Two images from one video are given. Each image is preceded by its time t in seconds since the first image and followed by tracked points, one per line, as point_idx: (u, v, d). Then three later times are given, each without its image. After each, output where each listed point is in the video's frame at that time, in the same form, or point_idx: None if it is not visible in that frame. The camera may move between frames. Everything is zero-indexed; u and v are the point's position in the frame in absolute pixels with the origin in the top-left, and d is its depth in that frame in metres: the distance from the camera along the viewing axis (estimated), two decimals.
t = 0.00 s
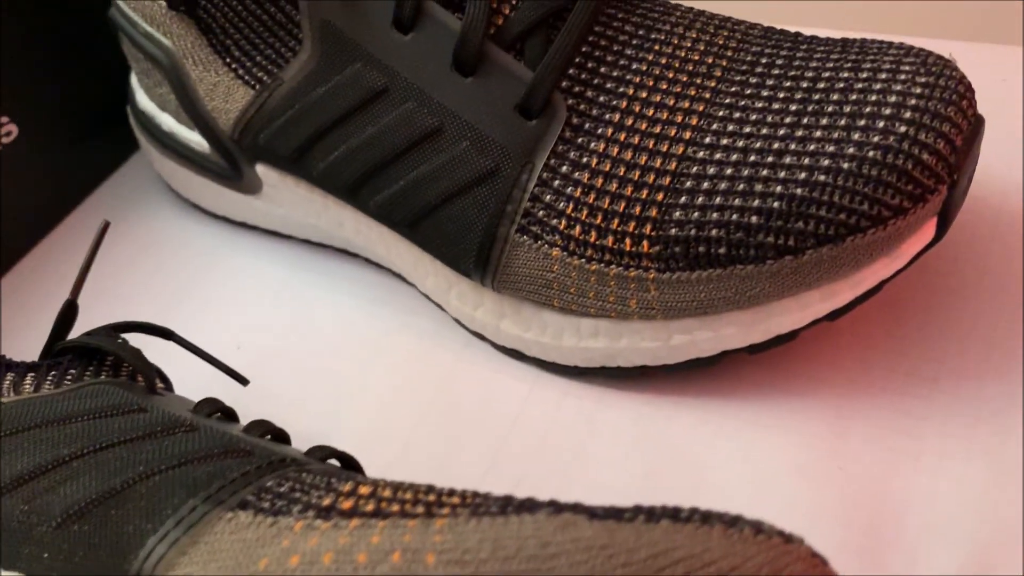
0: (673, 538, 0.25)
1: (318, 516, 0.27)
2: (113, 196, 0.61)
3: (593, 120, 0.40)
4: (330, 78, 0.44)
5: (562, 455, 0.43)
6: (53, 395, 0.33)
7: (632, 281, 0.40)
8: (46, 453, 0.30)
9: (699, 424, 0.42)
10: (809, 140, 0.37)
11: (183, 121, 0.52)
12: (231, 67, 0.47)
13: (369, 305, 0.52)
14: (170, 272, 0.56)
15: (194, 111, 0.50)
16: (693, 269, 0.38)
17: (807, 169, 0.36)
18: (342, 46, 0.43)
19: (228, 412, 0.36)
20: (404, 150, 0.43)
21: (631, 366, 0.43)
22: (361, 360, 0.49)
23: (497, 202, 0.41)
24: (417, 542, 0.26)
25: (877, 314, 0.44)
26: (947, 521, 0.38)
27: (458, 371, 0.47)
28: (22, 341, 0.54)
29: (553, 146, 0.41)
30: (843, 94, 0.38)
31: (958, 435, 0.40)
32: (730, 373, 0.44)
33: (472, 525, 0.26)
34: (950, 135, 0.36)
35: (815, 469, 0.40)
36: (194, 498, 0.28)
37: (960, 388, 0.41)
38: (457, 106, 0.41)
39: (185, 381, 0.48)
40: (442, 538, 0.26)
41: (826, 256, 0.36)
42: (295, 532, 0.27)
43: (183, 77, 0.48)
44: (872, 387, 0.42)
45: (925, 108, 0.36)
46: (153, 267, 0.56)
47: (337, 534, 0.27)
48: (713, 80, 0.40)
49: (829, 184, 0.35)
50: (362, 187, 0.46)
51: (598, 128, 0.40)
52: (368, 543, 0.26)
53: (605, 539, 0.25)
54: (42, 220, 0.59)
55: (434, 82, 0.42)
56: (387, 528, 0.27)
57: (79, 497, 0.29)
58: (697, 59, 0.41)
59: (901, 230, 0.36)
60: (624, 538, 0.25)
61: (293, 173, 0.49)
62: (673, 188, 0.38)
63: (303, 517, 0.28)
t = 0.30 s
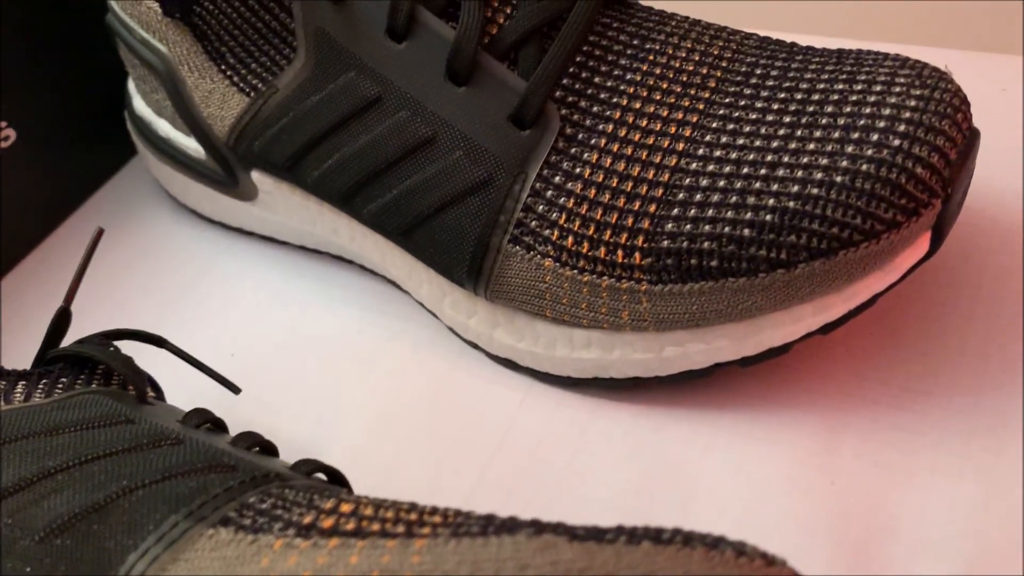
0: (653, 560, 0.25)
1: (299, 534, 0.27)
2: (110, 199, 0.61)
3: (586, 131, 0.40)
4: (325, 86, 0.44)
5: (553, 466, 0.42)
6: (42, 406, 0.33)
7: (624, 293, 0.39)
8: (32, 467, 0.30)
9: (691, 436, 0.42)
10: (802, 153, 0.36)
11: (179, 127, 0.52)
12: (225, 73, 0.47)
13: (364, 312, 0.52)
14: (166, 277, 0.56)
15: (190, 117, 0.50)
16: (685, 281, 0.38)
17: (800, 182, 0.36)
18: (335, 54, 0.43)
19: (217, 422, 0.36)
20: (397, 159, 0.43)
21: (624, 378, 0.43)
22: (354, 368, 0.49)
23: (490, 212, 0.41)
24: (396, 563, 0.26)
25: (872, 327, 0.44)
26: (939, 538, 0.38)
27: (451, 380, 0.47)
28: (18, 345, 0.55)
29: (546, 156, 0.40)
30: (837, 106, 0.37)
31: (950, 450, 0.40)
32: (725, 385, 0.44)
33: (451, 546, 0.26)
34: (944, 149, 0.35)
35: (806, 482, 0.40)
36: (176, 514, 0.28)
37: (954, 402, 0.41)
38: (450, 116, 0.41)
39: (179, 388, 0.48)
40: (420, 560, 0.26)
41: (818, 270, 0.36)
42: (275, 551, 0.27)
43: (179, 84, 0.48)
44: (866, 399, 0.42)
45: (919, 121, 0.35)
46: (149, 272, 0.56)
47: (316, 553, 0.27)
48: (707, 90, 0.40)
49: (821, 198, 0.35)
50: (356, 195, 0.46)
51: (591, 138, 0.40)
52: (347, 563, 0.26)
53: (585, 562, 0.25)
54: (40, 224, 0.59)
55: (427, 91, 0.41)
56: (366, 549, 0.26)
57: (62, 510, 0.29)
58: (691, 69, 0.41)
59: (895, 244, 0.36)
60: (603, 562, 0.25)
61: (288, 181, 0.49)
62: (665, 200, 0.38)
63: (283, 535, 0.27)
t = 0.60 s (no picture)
0: None
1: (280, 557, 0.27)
2: (109, 207, 0.62)
3: (581, 144, 0.40)
4: (320, 97, 0.44)
5: (546, 481, 0.42)
6: (31, 421, 0.33)
7: (617, 308, 0.39)
8: (18, 485, 0.30)
9: (685, 453, 0.42)
10: (796, 170, 0.36)
11: (177, 135, 0.52)
12: (222, 83, 0.47)
13: (359, 322, 0.52)
14: (163, 285, 0.56)
15: (187, 126, 0.50)
16: (678, 297, 0.38)
17: (794, 200, 0.35)
18: (330, 66, 0.43)
19: (208, 436, 0.37)
20: (391, 172, 0.43)
21: (618, 393, 0.43)
22: (348, 380, 0.49)
23: (483, 226, 0.41)
24: None
25: (868, 343, 0.44)
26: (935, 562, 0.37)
27: (445, 393, 0.47)
28: (15, 352, 0.55)
29: (540, 170, 0.40)
30: (833, 122, 0.37)
31: (946, 470, 0.39)
32: (719, 401, 0.43)
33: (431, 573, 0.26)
34: (940, 167, 0.35)
35: (799, 501, 0.39)
36: (159, 534, 0.28)
37: (949, 421, 0.41)
38: (445, 128, 0.41)
39: (174, 398, 0.48)
40: None
41: (811, 288, 0.36)
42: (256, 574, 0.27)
43: (176, 93, 0.48)
44: (861, 417, 0.42)
45: (915, 139, 0.35)
46: (146, 280, 0.56)
47: None
48: (702, 104, 0.40)
49: (815, 216, 0.35)
50: (351, 207, 0.45)
51: (585, 152, 0.40)
52: None
53: None
54: (39, 231, 0.60)
55: (422, 104, 0.41)
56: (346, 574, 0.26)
57: (47, 527, 0.28)
58: (687, 83, 0.40)
59: (889, 263, 0.36)
60: None
61: (284, 191, 0.49)
62: (659, 216, 0.38)
63: (263, 559, 0.27)
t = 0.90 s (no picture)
0: None
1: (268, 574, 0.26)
2: (110, 213, 0.62)
3: (579, 156, 0.40)
4: (319, 107, 0.44)
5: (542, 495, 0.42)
6: (25, 432, 0.33)
7: (613, 321, 0.39)
8: (10, 497, 0.29)
9: (681, 466, 0.42)
10: (794, 184, 0.36)
11: (177, 143, 0.52)
12: (221, 92, 0.47)
13: (357, 331, 0.52)
14: (162, 292, 0.56)
15: (186, 134, 0.49)
16: (675, 310, 0.38)
17: (791, 214, 0.35)
18: (329, 76, 0.43)
19: (203, 448, 0.37)
20: (389, 182, 0.43)
21: (615, 405, 0.43)
22: (345, 388, 0.49)
23: (481, 237, 0.41)
24: None
25: (867, 357, 0.44)
26: None
27: (442, 403, 0.47)
28: (15, 359, 0.55)
29: (538, 181, 0.40)
30: (832, 135, 0.37)
31: (944, 485, 0.39)
32: (717, 414, 0.43)
33: None
34: (939, 182, 0.35)
35: (797, 517, 0.39)
36: (150, 550, 0.27)
37: (947, 436, 0.41)
38: (443, 139, 0.41)
39: (173, 409, 0.49)
40: None
41: (809, 302, 0.36)
42: None
43: (176, 101, 0.48)
44: (859, 430, 0.41)
45: (914, 153, 0.35)
46: (145, 287, 0.56)
47: None
48: (701, 117, 0.40)
49: (813, 230, 0.35)
50: (349, 216, 0.45)
51: (583, 164, 0.40)
52: None
53: None
54: (39, 237, 0.60)
55: (420, 114, 0.41)
56: None
57: (38, 542, 0.28)
58: (685, 94, 0.40)
59: (887, 278, 0.35)
60: None
61: (283, 200, 0.49)
62: (656, 228, 0.38)
63: None
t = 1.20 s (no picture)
0: None
1: None
2: (110, 223, 0.62)
3: (573, 172, 0.40)
4: (315, 121, 0.44)
5: (535, 512, 0.42)
6: (17, 447, 0.34)
7: (607, 338, 0.39)
8: None
9: (674, 484, 0.42)
10: (788, 203, 0.36)
11: (175, 155, 0.53)
12: (218, 105, 0.47)
13: (353, 344, 0.52)
14: (159, 303, 0.56)
15: (184, 146, 0.50)
16: (669, 329, 0.38)
17: (785, 233, 0.35)
18: (325, 91, 0.43)
19: (196, 464, 0.37)
20: (385, 197, 0.43)
21: (609, 422, 0.43)
22: (340, 402, 0.49)
23: (475, 253, 0.41)
24: None
25: (862, 375, 0.44)
26: None
27: (436, 417, 0.47)
28: (14, 369, 0.55)
29: (533, 197, 0.40)
30: (826, 154, 0.37)
31: (937, 506, 0.39)
32: (711, 431, 0.43)
33: None
34: (933, 202, 0.35)
35: (789, 537, 0.39)
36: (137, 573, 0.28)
37: (941, 455, 0.40)
38: (438, 155, 0.41)
39: (169, 421, 0.49)
40: None
41: (802, 322, 0.36)
42: None
43: (174, 114, 0.49)
44: (854, 449, 0.41)
45: (908, 173, 0.35)
46: (143, 297, 0.57)
47: None
48: (696, 134, 0.39)
49: (806, 250, 0.35)
50: (345, 230, 0.45)
51: (578, 181, 0.40)
52: None
53: None
54: (38, 247, 0.60)
55: (415, 130, 0.41)
56: None
57: (26, 563, 0.28)
58: (681, 111, 0.40)
59: (881, 298, 0.35)
60: None
61: (279, 213, 0.49)
62: (650, 246, 0.38)
63: None
